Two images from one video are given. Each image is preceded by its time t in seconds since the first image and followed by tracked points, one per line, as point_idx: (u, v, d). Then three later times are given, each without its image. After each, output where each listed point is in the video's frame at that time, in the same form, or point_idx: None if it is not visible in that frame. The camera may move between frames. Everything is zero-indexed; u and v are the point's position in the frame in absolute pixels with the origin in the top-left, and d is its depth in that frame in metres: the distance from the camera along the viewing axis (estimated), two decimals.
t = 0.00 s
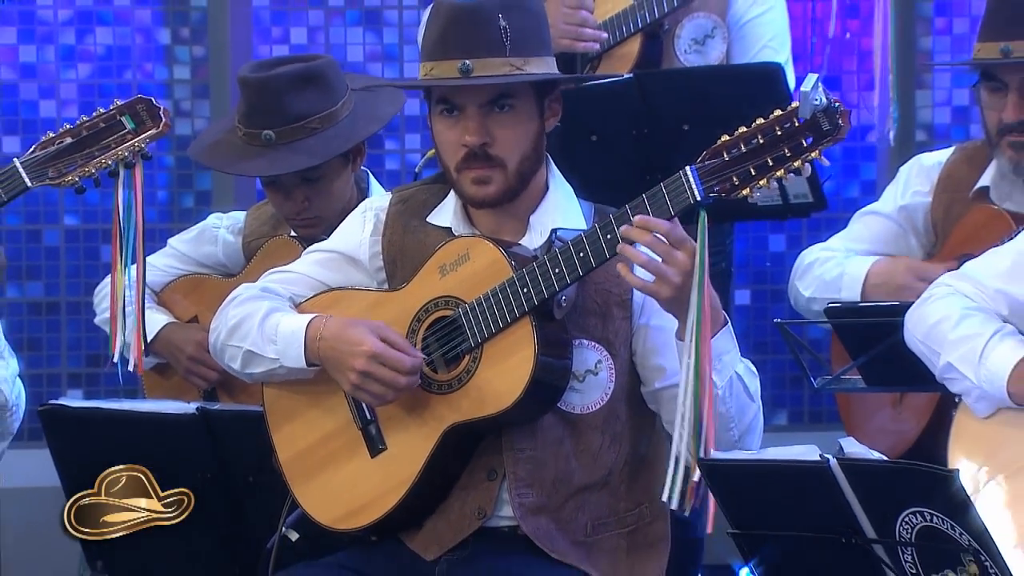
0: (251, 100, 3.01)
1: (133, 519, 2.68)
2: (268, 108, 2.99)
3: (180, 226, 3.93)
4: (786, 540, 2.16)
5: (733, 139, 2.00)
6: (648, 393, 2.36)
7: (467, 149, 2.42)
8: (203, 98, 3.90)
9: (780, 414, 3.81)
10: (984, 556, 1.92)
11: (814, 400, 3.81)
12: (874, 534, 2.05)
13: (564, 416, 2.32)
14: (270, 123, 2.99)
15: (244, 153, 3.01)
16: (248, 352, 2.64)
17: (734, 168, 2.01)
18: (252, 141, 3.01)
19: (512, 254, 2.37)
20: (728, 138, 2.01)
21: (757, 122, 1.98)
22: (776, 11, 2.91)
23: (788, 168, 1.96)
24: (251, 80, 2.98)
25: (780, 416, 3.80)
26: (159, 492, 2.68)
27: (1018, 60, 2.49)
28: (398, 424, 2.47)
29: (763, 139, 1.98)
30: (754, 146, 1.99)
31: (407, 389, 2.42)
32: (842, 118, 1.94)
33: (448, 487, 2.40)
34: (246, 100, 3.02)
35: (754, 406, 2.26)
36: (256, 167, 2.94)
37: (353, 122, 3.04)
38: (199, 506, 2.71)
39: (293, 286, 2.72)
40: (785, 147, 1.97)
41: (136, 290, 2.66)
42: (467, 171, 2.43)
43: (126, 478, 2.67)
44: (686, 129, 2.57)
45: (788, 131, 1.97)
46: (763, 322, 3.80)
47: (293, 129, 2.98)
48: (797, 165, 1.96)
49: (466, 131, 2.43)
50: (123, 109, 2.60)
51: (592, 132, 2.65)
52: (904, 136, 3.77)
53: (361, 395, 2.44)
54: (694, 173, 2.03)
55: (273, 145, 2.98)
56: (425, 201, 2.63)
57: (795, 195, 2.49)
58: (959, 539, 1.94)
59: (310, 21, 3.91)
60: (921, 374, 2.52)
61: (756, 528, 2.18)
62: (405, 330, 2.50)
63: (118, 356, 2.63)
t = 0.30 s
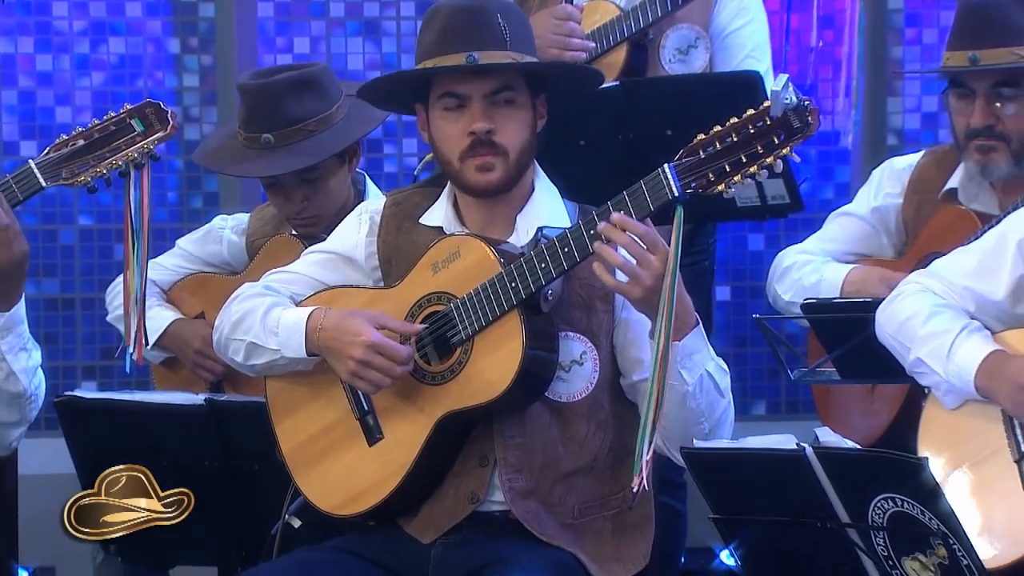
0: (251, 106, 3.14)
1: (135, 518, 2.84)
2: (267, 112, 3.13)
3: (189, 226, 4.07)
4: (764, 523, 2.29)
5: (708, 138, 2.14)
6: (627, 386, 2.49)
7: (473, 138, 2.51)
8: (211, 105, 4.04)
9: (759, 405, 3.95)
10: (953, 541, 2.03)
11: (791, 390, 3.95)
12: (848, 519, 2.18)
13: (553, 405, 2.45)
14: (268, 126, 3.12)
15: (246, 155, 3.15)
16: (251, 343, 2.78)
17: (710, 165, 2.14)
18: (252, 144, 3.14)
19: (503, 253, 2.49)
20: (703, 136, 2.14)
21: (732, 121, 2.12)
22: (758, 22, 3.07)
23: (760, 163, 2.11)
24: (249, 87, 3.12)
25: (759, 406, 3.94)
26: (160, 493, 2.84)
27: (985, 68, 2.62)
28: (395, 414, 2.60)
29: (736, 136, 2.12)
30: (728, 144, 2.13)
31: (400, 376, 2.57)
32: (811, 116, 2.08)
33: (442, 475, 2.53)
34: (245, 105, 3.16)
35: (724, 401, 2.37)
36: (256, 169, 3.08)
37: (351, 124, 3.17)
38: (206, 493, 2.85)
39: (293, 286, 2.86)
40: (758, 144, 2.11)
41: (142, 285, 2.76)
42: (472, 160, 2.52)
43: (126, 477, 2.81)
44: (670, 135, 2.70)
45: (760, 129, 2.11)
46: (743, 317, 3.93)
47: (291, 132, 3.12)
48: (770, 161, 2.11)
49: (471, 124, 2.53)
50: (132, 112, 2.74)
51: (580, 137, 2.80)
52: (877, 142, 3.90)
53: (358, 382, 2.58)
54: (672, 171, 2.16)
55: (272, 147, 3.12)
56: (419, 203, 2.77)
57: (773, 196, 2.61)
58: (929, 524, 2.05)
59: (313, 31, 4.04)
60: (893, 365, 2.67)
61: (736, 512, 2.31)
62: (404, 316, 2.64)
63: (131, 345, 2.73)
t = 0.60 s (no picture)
0: (244, 107, 3.28)
1: (135, 516, 3.01)
2: (260, 112, 3.26)
3: (187, 219, 4.21)
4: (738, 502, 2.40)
5: (686, 137, 2.26)
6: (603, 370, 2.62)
7: (484, 138, 2.63)
8: (207, 103, 4.17)
9: (729, 389, 4.09)
10: (912, 520, 2.09)
11: (759, 375, 4.09)
12: (813, 498, 2.26)
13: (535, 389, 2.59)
14: (262, 126, 3.26)
15: (241, 154, 3.28)
16: (247, 332, 2.92)
17: (688, 163, 2.26)
18: (246, 143, 3.28)
19: (486, 245, 2.62)
20: (681, 135, 2.27)
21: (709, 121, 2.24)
22: (731, 25, 3.22)
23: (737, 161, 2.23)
24: (242, 88, 3.26)
25: (729, 389, 4.08)
26: (159, 494, 3.01)
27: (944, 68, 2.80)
28: (385, 399, 2.72)
29: (712, 135, 2.25)
30: (705, 143, 2.25)
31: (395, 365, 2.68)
32: (784, 116, 2.20)
33: (429, 456, 2.66)
34: (239, 106, 3.30)
35: (692, 382, 2.53)
36: (249, 167, 3.22)
37: (341, 123, 3.31)
38: (205, 472, 3.00)
39: (284, 275, 3.00)
40: (733, 143, 2.24)
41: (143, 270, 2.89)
42: (480, 159, 2.63)
43: (126, 477, 2.97)
44: (644, 133, 2.84)
45: (736, 129, 2.23)
46: (713, 305, 4.07)
47: (283, 132, 3.25)
48: (744, 159, 2.24)
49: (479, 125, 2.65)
50: (132, 110, 2.86)
51: (559, 135, 2.93)
52: (840, 140, 4.05)
53: (355, 372, 2.71)
54: (653, 169, 2.28)
55: (265, 147, 3.25)
56: (405, 197, 2.90)
57: (743, 192, 2.73)
58: (890, 504, 2.10)
59: (304, 34, 4.18)
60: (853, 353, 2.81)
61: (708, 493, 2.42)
62: (392, 307, 2.76)
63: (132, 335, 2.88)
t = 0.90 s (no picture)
0: (242, 105, 3.41)
1: (133, 518, 2.97)
2: (257, 110, 3.39)
3: (186, 210, 4.34)
4: (705, 481, 2.40)
5: (678, 150, 2.41)
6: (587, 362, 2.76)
7: (485, 150, 2.80)
8: (204, 100, 4.31)
9: (701, 371, 4.25)
10: (875, 498, 2.15)
11: (730, 358, 4.26)
12: (779, 478, 2.28)
13: (523, 379, 2.73)
14: (259, 123, 3.39)
15: (238, 150, 3.41)
16: (249, 325, 3.04)
17: (680, 176, 2.42)
18: (244, 140, 3.41)
19: (481, 242, 2.75)
20: (674, 149, 2.42)
21: (702, 136, 2.40)
22: (705, 28, 3.37)
23: (727, 175, 2.39)
24: (241, 87, 3.39)
25: (700, 372, 4.24)
26: (159, 494, 3.03)
27: (905, 68, 2.98)
28: (378, 387, 2.84)
29: (704, 150, 2.40)
30: (696, 156, 2.41)
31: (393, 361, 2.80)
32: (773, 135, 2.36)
33: (420, 438, 2.79)
34: (237, 104, 3.43)
35: (670, 375, 2.68)
36: (247, 162, 3.34)
37: (335, 121, 3.45)
38: (205, 450, 3.15)
39: (283, 264, 3.14)
40: (722, 158, 2.40)
41: (145, 268, 3.07)
42: (481, 171, 2.79)
43: (127, 476, 2.98)
44: (621, 128, 2.98)
45: (727, 146, 2.39)
46: (686, 293, 4.23)
47: (280, 129, 3.38)
48: (733, 173, 2.39)
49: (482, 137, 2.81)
50: (135, 115, 3.00)
51: (540, 131, 3.08)
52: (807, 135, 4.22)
53: (354, 369, 2.83)
54: (645, 179, 2.44)
55: (262, 143, 3.38)
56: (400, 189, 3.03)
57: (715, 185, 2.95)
58: (854, 483, 2.17)
59: (297, 34, 4.31)
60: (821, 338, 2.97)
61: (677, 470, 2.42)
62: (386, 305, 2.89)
63: (132, 327, 3.05)
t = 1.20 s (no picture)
0: (233, 105, 3.54)
1: (134, 517, 2.94)
2: (248, 111, 3.52)
3: (180, 207, 4.48)
4: (677, 467, 2.55)
5: (653, 155, 2.57)
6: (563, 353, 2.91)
7: (463, 169, 2.93)
8: (197, 100, 4.43)
9: (671, 359, 4.43)
10: (835, 483, 2.26)
11: (700, 347, 4.43)
12: (746, 463, 2.43)
13: (504, 369, 2.86)
14: (249, 123, 3.52)
15: (229, 147, 3.54)
16: (238, 316, 3.18)
17: (654, 179, 2.57)
18: (235, 138, 3.54)
19: (464, 241, 2.90)
20: (648, 155, 2.57)
21: (675, 142, 2.56)
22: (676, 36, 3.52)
23: (697, 179, 2.54)
24: (233, 88, 3.51)
25: (670, 360, 4.42)
26: (160, 494, 3.00)
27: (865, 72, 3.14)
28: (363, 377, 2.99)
29: (676, 155, 2.56)
30: (669, 161, 2.56)
31: (376, 353, 2.95)
32: (742, 141, 2.52)
33: (403, 426, 2.95)
34: (229, 104, 3.55)
35: (645, 367, 2.85)
36: (239, 160, 3.48)
37: (322, 121, 3.58)
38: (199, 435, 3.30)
39: (272, 258, 3.28)
40: (693, 163, 2.55)
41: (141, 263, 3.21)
42: (461, 185, 2.94)
43: (127, 477, 2.96)
44: (595, 129, 3.13)
45: (698, 152, 2.55)
46: (657, 285, 4.40)
47: (270, 129, 3.51)
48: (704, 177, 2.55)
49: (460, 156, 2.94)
50: (131, 117, 3.13)
51: (516, 131, 3.21)
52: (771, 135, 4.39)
53: (336, 359, 2.98)
54: (621, 182, 2.59)
55: (253, 142, 3.51)
56: (386, 189, 3.17)
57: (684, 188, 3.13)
58: (814, 468, 2.28)
59: (286, 38, 4.44)
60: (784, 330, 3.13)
61: (654, 456, 2.56)
62: (370, 301, 3.04)
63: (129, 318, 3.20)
